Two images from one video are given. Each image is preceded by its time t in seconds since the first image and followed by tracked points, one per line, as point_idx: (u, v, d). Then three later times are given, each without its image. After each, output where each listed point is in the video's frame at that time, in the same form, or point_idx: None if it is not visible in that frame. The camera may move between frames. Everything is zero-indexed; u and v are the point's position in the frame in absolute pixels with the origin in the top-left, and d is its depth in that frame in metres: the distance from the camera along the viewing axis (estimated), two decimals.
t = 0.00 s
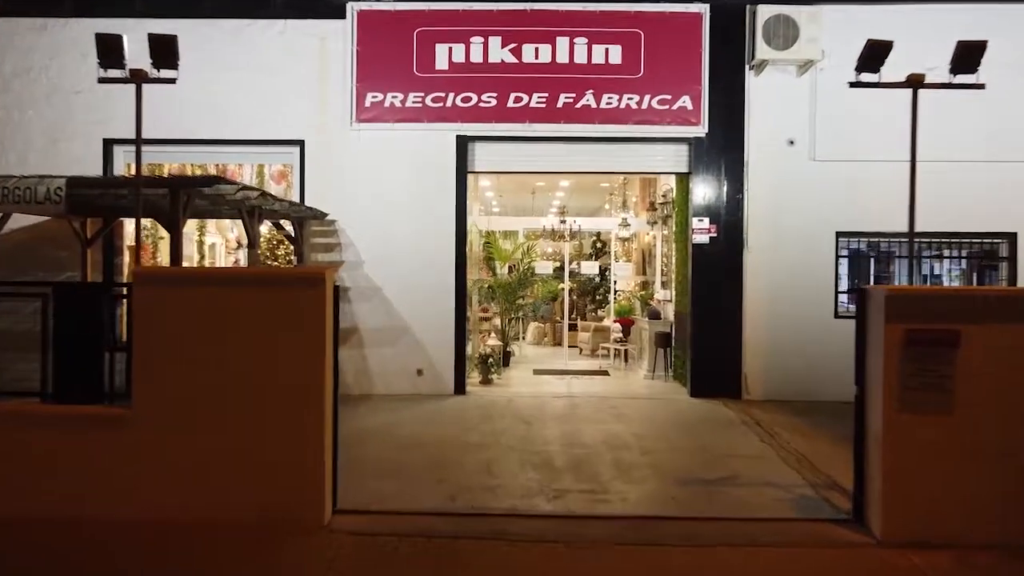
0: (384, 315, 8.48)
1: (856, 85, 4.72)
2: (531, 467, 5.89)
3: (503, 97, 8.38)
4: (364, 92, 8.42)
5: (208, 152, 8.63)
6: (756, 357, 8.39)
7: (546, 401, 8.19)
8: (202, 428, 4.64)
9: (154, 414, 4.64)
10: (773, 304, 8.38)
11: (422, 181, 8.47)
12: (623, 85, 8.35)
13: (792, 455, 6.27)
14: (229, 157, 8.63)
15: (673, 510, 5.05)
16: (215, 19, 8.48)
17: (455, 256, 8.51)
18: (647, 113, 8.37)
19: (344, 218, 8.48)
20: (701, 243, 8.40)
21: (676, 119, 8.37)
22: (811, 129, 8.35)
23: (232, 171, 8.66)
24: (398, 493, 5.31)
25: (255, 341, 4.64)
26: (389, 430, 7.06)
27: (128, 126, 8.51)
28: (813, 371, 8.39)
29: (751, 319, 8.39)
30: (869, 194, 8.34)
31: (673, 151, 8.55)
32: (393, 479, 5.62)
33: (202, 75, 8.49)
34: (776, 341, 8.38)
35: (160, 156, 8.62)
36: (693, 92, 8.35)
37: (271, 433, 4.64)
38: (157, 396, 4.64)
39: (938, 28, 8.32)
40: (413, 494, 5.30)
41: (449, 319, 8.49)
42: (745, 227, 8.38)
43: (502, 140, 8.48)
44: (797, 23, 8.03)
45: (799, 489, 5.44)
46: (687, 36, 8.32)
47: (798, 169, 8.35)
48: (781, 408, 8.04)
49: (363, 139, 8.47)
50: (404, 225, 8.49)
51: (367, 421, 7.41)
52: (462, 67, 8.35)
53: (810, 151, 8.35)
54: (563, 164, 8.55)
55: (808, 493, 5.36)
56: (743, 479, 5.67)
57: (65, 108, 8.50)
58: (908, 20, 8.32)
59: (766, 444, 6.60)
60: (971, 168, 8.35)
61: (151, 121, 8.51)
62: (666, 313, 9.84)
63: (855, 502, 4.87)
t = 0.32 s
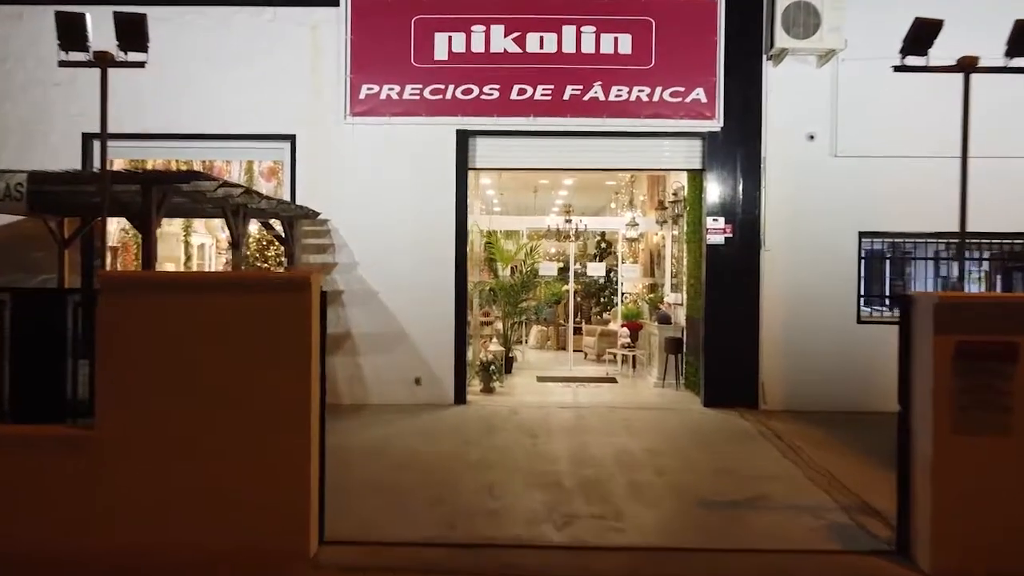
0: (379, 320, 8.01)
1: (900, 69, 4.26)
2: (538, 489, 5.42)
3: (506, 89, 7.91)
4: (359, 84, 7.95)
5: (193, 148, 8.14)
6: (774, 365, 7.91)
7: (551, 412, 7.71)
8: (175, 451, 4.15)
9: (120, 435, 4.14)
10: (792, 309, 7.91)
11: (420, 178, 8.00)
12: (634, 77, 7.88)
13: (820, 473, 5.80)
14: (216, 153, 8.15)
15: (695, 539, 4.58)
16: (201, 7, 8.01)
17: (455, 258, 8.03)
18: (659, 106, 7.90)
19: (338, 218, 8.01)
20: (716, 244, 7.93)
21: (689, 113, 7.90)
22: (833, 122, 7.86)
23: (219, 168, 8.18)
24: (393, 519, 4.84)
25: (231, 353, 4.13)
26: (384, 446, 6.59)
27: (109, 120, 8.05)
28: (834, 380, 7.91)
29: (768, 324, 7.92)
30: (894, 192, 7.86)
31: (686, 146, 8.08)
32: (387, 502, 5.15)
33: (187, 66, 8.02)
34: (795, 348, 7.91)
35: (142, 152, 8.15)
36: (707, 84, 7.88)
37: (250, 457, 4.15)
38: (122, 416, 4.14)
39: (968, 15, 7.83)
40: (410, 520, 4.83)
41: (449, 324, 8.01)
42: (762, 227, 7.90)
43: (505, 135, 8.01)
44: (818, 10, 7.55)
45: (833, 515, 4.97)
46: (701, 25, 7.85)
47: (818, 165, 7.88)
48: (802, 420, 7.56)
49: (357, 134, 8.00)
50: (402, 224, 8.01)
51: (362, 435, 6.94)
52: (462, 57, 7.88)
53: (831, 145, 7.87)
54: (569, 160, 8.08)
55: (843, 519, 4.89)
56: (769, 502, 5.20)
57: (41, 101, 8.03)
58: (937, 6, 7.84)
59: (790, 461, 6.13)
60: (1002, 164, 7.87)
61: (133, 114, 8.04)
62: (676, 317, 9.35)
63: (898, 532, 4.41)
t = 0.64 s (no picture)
0: (367, 327, 7.48)
1: (952, 47, 3.77)
2: (540, 516, 4.91)
3: (502, 80, 7.39)
4: (344, 74, 7.42)
5: (166, 142, 7.63)
6: (788, 373, 7.42)
7: (550, 425, 7.19)
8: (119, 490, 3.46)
9: (60, 466, 3.45)
10: (807, 314, 7.41)
11: (410, 174, 7.47)
12: (639, 67, 7.37)
13: (847, 498, 5.31)
14: (191, 148, 7.65)
15: None
16: None
17: (448, 260, 7.50)
18: (665, 98, 7.40)
19: (320, 217, 7.47)
20: (726, 244, 7.44)
21: (698, 105, 7.41)
22: (850, 116, 7.38)
23: (195, 164, 7.68)
24: (378, 554, 4.31)
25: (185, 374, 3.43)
26: (370, 465, 6.06)
27: (75, 111, 7.51)
28: (851, 391, 7.43)
29: (782, 330, 7.42)
30: (917, 189, 7.37)
31: (693, 141, 7.57)
32: (372, 533, 4.62)
33: (160, 54, 7.48)
34: (809, 356, 7.42)
35: (111, 147, 7.62)
36: (717, 75, 7.38)
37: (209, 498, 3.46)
38: (61, 445, 3.44)
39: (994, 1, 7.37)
40: (399, 555, 4.30)
41: (441, 331, 7.49)
42: (775, 227, 7.40)
43: (501, 129, 7.49)
44: None
45: (869, 547, 4.47)
46: (710, 12, 7.36)
47: (835, 161, 7.39)
48: (818, 433, 7.08)
49: (343, 126, 7.46)
50: (390, 225, 7.48)
51: (346, 452, 6.41)
52: (455, 45, 7.36)
53: (848, 140, 7.38)
54: (570, 156, 7.58)
55: (882, 553, 4.38)
56: (796, 531, 4.70)
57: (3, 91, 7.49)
58: None
59: (813, 484, 5.63)
60: None
61: (101, 105, 7.50)
62: (682, 323, 8.85)
63: (947, 570, 3.91)
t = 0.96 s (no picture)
0: (352, 330, 7.02)
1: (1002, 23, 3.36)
2: (537, 540, 4.47)
3: (496, 67, 6.95)
4: (327, 61, 6.96)
5: (137, 133, 7.17)
6: (799, 379, 7.00)
7: (547, 435, 6.75)
8: (29, 559, 2.70)
9: None
10: (819, 317, 7.00)
11: (398, 168, 7.01)
12: (641, 54, 6.94)
13: (871, 520, 4.88)
14: (163, 140, 7.21)
15: None
16: None
17: (438, 259, 7.05)
18: (670, 87, 6.97)
19: (302, 213, 7.01)
20: (734, 243, 7.01)
21: (704, 95, 6.98)
22: (865, 106, 6.97)
23: (170, 157, 7.26)
24: None
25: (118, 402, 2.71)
26: (354, 481, 5.61)
27: (38, 100, 7.02)
28: (866, 398, 7.00)
29: (792, 333, 7.00)
30: (936, 185, 6.96)
31: (698, 133, 7.16)
32: (352, 560, 4.17)
33: (130, 40, 7.01)
34: (822, 361, 7.00)
35: (77, 137, 7.16)
36: (724, 62, 6.96)
37: (147, 567, 2.71)
38: None
39: None
40: None
41: (432, 335, 7.03)
42: (784, 225, 6.99)
43: (494, 120, 7.05)
44: None
45: None
46: None
47: (847, 154, 6.98)
48: (831, 444, 6.67)
49: (327, 116, 7.00)
50: (378, 222, 7.02)
51: (329, 466, 5.95)
52: (446, 30, 6.91)
53: (862, 132, 6.97)
54: (568, 150, 7.14)
55: None
56: (819, 558, 4.27)
57: None
58: None
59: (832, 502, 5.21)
60: None
61: (66, 94, 7.02)
62: (684, 325, 8.44)
63: None
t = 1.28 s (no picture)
0: (333, 334, 6.57)
1: None
2: (535, 567, 4.04)
3: (488, 53, 6.51)
4: (307, 46, 6.51)
5: (103, 124, 6.70)
6: (808, 387, 6.60)
7: (542, 446, 6.33)
8: None
9: None
10: (830, 319, 6.60)
11: (382, 163, 6.57)
12: (642, 40, 6.52)
13: (899, 541, 4.47)
14: (131, 131, 6.75)
15: None
16: None
17: (426, 259, 6.60)
18: (672, 75, 6.56)
19: (279, 209, 6.55)
20: (740, 241, 6.60)
21: (709, 84, 6.57)
22: (878, 97, 6.58)
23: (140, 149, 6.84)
24: None
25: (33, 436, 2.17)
26: (332, 499, 5.17)
27: None
28: (879, 406, 6.61)
29: (802, 338, 6.60)
30: (953, 179, 6.57)
31: (701, 124, 6.76)
32: None
33: (95, 23, 6.53)
34: (833, 367, 6.60)
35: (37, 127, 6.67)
36: (730, 49, 6.55)
37: None
38: None
39: None
40: None
41: (419, 340, 6.59)
42: (793, 222, 6.59)
43: (485, 110, 6.62)
44: None
45: None
46: None
47: (860, 147, 6.58)
48: (845, 455, 6.26)
49: (307, 105, 6.55)
50: (361, 220, 6.57)
51: (307, 482, 5.51)
52: (434, 13, 6.47)
53: (875, 123, 6.58)
54: (564, 142, 6.72)
55: None
56: None
57: None
58: None
59: (853, 521, 4.80)
60: None
61: (26, 81, 6.54)
62: (685, 328, 8.04)
63: None
